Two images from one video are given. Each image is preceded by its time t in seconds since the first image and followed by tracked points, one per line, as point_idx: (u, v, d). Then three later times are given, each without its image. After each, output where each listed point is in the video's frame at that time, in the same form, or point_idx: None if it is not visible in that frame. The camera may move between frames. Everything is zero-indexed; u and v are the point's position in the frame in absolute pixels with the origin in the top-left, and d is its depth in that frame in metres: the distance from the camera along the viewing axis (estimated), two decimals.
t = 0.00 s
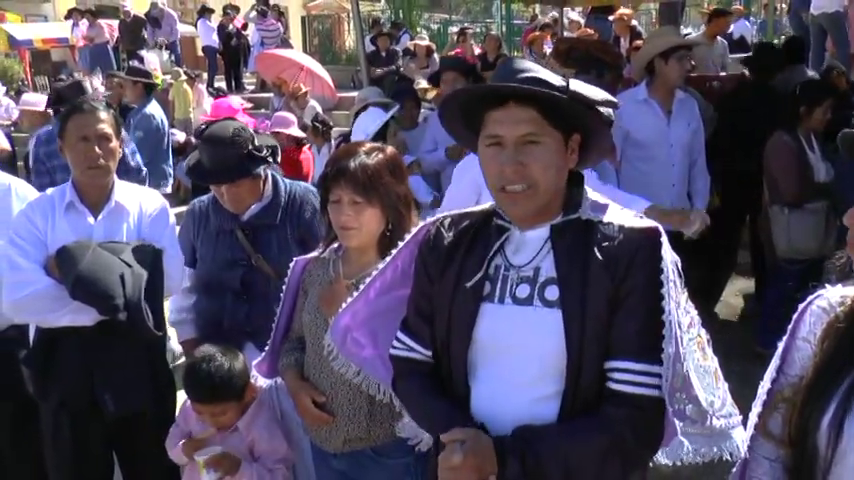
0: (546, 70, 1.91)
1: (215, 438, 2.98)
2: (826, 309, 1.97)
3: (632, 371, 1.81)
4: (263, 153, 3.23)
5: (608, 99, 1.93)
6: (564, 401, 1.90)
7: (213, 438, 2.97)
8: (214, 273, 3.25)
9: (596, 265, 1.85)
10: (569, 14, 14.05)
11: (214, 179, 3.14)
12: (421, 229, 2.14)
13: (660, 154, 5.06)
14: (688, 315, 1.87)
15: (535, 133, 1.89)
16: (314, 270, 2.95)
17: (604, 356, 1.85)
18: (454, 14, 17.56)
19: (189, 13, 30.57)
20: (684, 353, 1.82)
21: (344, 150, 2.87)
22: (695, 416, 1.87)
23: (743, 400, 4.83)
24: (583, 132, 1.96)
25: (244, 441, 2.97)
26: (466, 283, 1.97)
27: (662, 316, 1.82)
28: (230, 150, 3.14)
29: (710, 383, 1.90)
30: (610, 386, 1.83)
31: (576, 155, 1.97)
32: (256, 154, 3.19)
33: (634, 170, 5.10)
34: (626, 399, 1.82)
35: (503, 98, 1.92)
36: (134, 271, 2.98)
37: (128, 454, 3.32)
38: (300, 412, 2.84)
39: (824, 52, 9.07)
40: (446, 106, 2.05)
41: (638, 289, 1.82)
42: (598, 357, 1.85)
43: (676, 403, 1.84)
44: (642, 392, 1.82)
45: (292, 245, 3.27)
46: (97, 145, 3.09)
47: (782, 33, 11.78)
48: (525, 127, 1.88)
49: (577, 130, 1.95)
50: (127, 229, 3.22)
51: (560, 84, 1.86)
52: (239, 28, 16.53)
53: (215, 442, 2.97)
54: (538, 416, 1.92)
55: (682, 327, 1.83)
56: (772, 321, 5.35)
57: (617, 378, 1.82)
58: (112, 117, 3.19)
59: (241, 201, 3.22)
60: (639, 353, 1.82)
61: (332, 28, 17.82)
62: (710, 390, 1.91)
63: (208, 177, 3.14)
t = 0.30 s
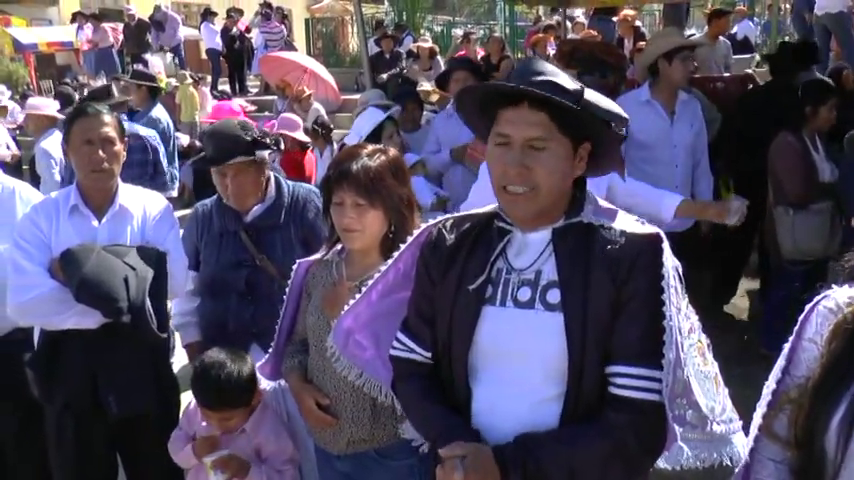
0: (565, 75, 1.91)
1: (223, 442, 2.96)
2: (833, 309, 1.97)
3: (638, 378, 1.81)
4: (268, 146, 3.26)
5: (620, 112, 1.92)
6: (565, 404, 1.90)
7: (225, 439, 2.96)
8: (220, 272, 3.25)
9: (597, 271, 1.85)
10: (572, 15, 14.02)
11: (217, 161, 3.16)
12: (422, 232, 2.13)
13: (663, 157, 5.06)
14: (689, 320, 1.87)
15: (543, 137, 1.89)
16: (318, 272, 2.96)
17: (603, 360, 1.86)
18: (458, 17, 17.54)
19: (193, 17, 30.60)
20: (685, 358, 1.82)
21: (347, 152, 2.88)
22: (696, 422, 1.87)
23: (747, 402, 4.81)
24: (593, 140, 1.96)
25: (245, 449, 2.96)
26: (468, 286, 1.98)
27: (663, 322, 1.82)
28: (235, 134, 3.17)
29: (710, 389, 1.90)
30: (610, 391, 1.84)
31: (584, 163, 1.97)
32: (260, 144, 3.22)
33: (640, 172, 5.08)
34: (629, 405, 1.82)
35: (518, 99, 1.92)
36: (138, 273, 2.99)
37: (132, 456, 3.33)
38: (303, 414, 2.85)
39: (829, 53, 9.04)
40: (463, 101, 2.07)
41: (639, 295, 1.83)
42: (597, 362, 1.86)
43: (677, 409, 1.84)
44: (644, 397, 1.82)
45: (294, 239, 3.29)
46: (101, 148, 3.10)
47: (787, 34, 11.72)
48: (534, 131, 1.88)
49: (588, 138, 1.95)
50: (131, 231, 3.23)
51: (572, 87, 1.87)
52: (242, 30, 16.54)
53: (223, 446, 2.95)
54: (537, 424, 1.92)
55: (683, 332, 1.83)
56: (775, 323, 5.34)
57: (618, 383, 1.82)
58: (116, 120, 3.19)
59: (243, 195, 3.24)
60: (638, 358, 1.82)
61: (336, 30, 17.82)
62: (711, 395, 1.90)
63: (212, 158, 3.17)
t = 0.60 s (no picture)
0: (566, 82, 1.89)
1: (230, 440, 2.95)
2: (837, 309, 1.96)
3: (646, 383, 1.80)
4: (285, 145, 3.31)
5: (615, 126, 1.88)
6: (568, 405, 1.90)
7: (236, 441, 2.95)
8: (230, 271, 3.22)
9: (601, 274, 1.83)
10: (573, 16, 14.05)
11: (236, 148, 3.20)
12: (427, 228, 2.13)
13: (668, 155, 5.05)
14: (693, 324, 1.85)
15: (536, 144, 1.87)
16: (320, 273, 2.95)
17: (614, 366, 1.85)
18: (459, 18, 17.59)
19: (193, 19, 30.67)
20: (690, 363, 1.81)
21: (348, 153, 2.88)
22: (700, 426, 1.85)
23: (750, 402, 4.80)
24: (594, 150, 1.93)
25: (256, 445, 2.97)
26: (468, 283, 1.97)
27: (668, 327, 1.80)
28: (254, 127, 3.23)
29: (714, 393, 1.88)
30: (627, 398, 1.82)
31: (585, 172, 1.94)
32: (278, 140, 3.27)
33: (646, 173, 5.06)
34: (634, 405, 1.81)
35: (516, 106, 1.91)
36: (139, 274, 2.98)
37: (133, 457, 3.33)
38: (306, 415, 2.85)
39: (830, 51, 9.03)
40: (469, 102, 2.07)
41: (645, 303, 1.80)
42: (601, 364, 1.84)
43: (681, 414, 1.83)
44: (650, 402, 1.81)
45: (306, 240, 3.29)
46: (102, 150, 3.10)
47: (786, 34, 11.77)
48: (527, 138, 1.87)
49: (588, 147, 1.92)
50: (132, 233, 3.23)
51: (568, 93, 1.85)
52: (243, 32, 16.56)
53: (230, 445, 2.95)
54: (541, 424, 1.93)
55: (687, 337, 1.81)
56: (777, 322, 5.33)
57: (633, 390, 1.81)
58: (117, 122, 3.20)
59: (257, 191, 3.25)
60: (645, 363, 1.81)
61: (337, 31, 17.84)
62: (715, 400, 1.88)
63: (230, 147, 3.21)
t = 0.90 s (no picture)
0: (566, 83, 1.88)
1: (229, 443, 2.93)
2: (837, 309, 1.95)
3: (644, 378, 1.78)
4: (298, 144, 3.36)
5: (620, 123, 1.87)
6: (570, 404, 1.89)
7: (234, 441, 2.94)
8: (235, 271, 3.21)
9: (605, 271, 1.82)
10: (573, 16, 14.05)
11: (251, 139, 3.24)
12: (430, 224, 2.13)
13: (672, 153, 5.07)
14: (697, 322, 1.83)
15: (540, 147, 1.86)
16: (320, 273, 2.94)
17: (613, 361, 1.83)
18: (459, 19, 17.62)
19: (192, 19, 30.66)
20: (692, 361, 1.78)
21: (347, 154, 2.87)
22: (703, 425, 1.81)
23: (753, 402, 4.79)
24: (598, 150, 1.91)
25: (256, 446, 2.95)
26: (469, 276, 1.97)
27: (670, 324, 1.78)
28: (268, 122, 3.29)
29: (717, 392, 1.85)
30: (625, 391, 1.80)
31: (588, 172, 1.93)
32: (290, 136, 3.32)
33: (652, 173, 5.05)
34: (634, 401, 1.78)
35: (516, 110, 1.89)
36: (139, 274, 2.98)
37: (134, 457, 3.32)
38: (306, 415, 2.84)
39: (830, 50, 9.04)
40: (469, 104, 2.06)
41: (650, 296, 1.79)
42: (604, 361, 1.83)
43: (684, 412, 1.79)
44: (652, 398, 1.78)
45: (316, 240, 3.30)
46: (100, 152, 3.09)
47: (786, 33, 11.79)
48: (531, 142, 1.85)
49: (592, 147, 1.90)
50: (132, 234, 3.22)
51: (570, 95, 1.84)
52: (243, 34, 16.56)
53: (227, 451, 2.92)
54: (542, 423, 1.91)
55: (691, 335, 1.79)
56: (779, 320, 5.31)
57: (633, 384, 1.78)
58: (115, 123, 3.19)
59: (269, 186, 3.26)
60: (646, 359, 1.79)
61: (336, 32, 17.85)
62: (718, 399, 1.85)
63: (245, 139, 3.24)
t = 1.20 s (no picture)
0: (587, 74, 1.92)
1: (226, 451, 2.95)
2: (835, 308, 1.94)
3: (639, 378, 1.77)
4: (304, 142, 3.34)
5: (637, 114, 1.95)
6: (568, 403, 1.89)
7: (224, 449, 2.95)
8: (242, 271, 3.22)
9: (602, 271, 1.82)
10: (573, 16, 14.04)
11: (261, 139, 3.19)
12: (428, 227, 2.13)
13: (676, 154, 5.05)
14: (696, 323, 1.83)
15: (570, 134, 1.87)
16: (320, 274, 2.94)
17: (607, 359, 1.83)
18: (459, 19, 17.64)
19: (192, 19, 30.67)
20: (690, 361, 1.78)
21: (347, 154, 2.87)
22: (702, 425, 1.82)
23: (752, 402, 4.79)
24: (606, 147, 1.97)
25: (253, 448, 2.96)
26: (472, 284, 1.96)
27: (669, 324, 1.78)
28: (275, 121, 3.24)
29: (717, 392, 1.85)
30: (613, 391, 1.80)
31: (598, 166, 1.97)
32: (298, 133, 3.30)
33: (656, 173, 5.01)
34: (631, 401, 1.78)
35: (542, 96, 1.89)
36: (138, 273, 2.98)
37: (134, 457, 3.32)
38: (306, 416, 2.85)
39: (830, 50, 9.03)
40: (476, 98, 2.05)
41: (646, 294, 1.79)
42: (602, 360, 1.83)
43: (683, 412, 1.80)
44: (644, 398, 1.78)
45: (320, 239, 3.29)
46: (97, 153, 3.08)
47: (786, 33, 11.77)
48: (562, 128, 1.86)
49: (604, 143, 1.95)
50: (131, 234, 3.22)
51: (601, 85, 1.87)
52: (242, 34, 16.55)
53: (223, 460, 2.94)
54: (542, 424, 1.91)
55: (689, 335, 1.79)
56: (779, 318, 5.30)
57: (617, 383, 1.79)
58: (112, 123, 3.18)
59: (278, 187, 3.25)
60: (642, 358, 1.79)
61: (336, 32, 17.84)
62: (718, 399, 1.85)
63: (254, 140, 3.19)
